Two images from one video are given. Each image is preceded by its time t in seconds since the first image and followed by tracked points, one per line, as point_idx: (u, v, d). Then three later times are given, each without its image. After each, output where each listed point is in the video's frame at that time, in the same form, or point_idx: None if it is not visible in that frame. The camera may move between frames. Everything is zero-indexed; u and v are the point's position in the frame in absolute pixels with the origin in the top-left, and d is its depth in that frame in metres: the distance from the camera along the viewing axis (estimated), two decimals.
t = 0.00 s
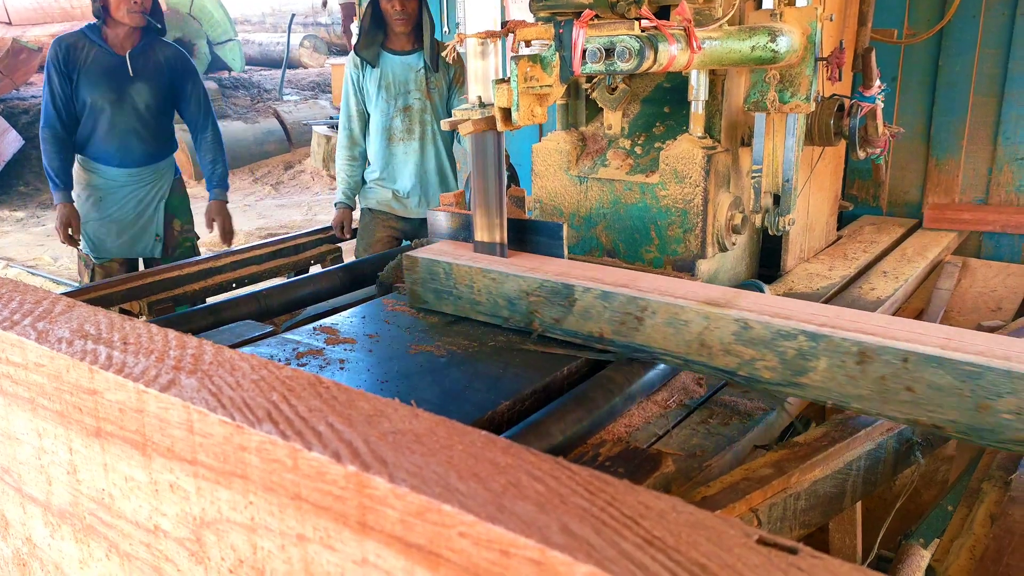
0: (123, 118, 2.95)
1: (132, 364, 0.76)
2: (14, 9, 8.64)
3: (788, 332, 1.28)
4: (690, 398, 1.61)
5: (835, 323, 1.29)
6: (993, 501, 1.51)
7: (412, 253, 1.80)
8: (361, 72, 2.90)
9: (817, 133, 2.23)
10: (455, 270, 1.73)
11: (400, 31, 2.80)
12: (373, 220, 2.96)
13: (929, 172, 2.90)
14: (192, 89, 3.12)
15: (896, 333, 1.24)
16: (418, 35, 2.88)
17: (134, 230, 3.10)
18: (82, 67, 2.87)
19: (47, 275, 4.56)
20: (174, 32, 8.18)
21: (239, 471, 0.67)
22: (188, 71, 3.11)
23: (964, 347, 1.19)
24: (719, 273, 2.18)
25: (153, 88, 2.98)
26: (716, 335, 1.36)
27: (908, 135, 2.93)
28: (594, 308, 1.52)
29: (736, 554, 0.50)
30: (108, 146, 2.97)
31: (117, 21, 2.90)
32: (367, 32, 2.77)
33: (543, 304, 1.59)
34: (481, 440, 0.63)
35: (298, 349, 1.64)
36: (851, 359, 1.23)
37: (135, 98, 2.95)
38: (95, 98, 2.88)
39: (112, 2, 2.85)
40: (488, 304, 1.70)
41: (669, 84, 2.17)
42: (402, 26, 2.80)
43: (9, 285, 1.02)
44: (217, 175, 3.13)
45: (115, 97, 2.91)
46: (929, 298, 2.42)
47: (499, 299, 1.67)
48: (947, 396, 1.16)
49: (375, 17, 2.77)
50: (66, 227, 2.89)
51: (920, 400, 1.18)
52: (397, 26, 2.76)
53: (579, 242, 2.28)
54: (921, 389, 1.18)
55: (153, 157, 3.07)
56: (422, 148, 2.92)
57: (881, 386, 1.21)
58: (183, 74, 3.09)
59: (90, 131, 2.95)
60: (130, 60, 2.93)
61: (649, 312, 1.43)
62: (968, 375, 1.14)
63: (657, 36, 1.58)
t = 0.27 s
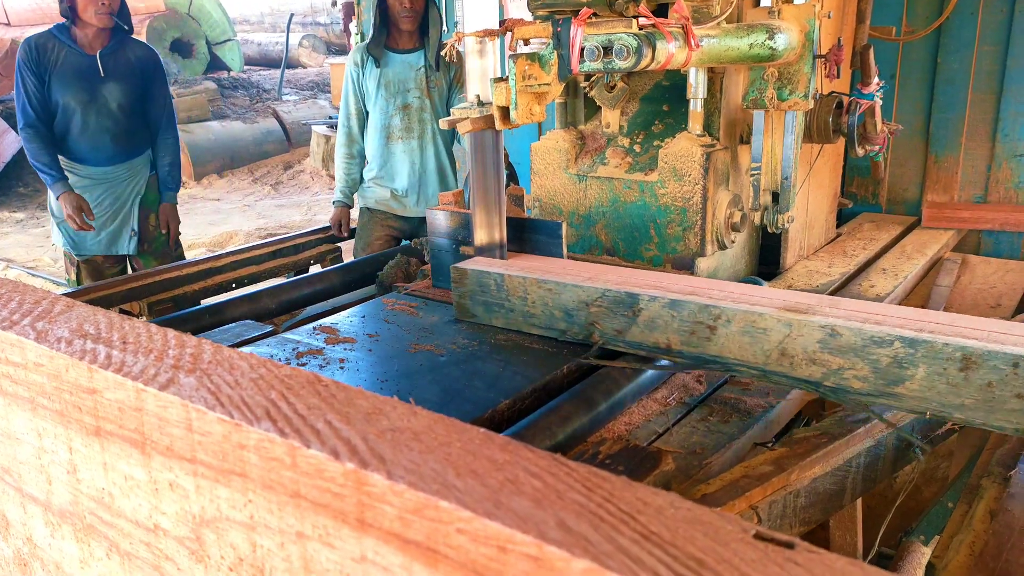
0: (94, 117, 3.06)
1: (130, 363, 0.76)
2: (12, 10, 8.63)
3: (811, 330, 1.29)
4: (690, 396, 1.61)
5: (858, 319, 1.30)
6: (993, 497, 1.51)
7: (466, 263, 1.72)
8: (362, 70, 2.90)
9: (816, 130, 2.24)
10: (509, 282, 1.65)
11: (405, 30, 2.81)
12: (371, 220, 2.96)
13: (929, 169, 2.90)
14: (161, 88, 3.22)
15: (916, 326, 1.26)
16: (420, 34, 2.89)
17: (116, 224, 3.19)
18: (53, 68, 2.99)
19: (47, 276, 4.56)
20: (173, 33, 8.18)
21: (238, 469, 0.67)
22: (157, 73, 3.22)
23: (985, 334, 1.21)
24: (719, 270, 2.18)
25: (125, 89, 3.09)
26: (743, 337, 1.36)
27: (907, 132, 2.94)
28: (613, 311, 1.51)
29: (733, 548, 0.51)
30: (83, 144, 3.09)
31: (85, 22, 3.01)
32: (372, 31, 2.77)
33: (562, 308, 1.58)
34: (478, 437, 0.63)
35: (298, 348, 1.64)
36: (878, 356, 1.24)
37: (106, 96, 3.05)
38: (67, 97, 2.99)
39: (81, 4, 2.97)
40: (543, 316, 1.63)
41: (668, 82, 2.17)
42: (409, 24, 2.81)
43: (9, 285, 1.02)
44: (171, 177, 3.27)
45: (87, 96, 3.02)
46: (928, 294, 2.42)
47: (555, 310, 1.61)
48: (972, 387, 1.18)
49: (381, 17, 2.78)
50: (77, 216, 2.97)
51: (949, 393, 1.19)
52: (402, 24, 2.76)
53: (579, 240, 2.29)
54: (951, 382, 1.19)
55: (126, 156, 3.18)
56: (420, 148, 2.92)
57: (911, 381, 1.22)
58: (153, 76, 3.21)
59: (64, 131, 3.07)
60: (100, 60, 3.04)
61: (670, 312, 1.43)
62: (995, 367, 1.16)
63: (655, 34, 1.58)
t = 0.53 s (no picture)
0: (93, 120, 3.06)
1: (129, 363, 0.76)
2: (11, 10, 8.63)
3: (793, 334, 1.25)
4: (689, 395, 1.62)
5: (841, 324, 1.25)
6: (990, 497, 1.52)
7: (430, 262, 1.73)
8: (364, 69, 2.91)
9: (814, 131, 2.25)
10: (465, 277, 1.68)
11: (407, 30, 2.82)
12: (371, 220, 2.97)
13: (928, 169, 2.90)
14: (163, 94, 3.22)
15: (900, 332, 1.21)
16: (423, 35, 2.89)
17: (105, 223, 3.18)
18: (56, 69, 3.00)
19: (46, 277, 4.56)
20: (173, 33, 8.17)
21: (236, 468, 0.67)
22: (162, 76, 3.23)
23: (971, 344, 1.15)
24: (717, 271, 2.18)
25: (125, 94, 3.09)
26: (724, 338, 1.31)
27: (906, 133, 2.94)
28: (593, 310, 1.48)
29: (728, 547, 0.51)
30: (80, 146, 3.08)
31: (91, 26, 3.02)
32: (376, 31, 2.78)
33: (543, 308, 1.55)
34: (475, 437, 0.63)
35: (297, 349, 1.65)
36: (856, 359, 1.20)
37: (105, 100, 3.06)
38: (68, 99, 3.01)
39: (87, 9, 2.98)
40: (498, 312, 1.65)
41: (667, 83, 2.17)
42: (411, 25, 2.81)
43: (8, 285, 1.02)
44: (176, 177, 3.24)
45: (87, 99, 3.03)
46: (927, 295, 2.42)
47: (509, 307, 1.62)
48: (952, 393, 1.12)
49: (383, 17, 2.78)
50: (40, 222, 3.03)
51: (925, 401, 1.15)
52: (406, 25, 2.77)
53: (578, 241, 2.29)
54: (872, 377, 1.18)
55: (125, 159, 3.17)
56: (421, 148, 2.93)
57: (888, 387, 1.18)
58: (158, 80, 3.21)
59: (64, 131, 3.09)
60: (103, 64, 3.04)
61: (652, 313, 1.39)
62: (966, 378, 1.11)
63: (654, 34, 1.58)
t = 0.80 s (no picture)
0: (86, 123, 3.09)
1: (129, 367, 0.76)
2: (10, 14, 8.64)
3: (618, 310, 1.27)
4: (687, 399, 1.62)
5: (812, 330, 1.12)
6: (988, 500, 1.52)
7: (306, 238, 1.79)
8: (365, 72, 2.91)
9: (812, 135, 2.26)
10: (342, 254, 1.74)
11: (408, 35, 2.82)
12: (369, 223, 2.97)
13: (925, 174, 2.91)
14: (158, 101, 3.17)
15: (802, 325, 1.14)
16: (424, 39, 2.90)
17: (91, 224, 3.17)
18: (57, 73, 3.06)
19: (45, 280, 4.56)
20: (172, 37, 8.14)
21: (235, 472, 0.67)
22: (161, 78, 3.19)
23: (955, 357, 1.01)
24: (716, 274, 2.18)
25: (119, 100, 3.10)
26: (600, 321, 1.28)
27: (903, 138, 2.95)
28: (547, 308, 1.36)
29: (725, 550, 0.51)
30: (75, 148, 3.12)
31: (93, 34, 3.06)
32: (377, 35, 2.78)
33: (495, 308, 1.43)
34: (474, 441, 0.64)
35: (295, 353, 1.65)
36: (829, 364, 1.06)
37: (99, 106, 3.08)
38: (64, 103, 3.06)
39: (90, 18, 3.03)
40: (372, 285, 1.71)
41: (665, 87, 2.18)
42: (411, 29, 2.82)
43: (6, 290, 1.02)
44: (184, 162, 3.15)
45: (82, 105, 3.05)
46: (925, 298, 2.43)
47: (380, 281, 1.68)
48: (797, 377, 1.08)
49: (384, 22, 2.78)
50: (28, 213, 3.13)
51: (905, 415, 1.01)
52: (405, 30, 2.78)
53: (576, 245, 2.30)
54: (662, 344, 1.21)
55: (121, 162, 3.18)
56: (421, 153, 2.93)
57: (865, 399, 1.04)
58: (156, 86, 3.18)
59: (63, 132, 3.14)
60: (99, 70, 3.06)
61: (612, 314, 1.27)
62: (946, 389, 0.97)
63: (652, 39, 1.59)
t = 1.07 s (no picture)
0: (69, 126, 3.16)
1: (134, 366, 0.77)
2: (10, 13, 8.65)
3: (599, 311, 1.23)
4: (689, 400, 1.62)
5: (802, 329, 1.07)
6: (991, 501, 1.52)
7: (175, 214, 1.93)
8: (365, 74, 2.92)
9: (814, 137, 2.26)
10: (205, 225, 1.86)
11: (408, 36, 2.83)
12: (368, 224, 2.96)
13: (927, 175, 2.91)
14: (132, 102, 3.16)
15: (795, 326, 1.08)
16: (424, 40, 2.90)
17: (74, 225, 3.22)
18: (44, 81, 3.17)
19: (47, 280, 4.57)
20: (174, 38, 8.12)
21: (240, 471, 0.68)
22: (137, 73, 3.20)
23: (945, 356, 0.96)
24: (718, 275, 2.19)
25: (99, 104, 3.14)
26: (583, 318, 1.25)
27: (905, 139, 2.95)
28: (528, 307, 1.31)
29: (727, 549, 0.51)
30: (64, 151, 3.21)
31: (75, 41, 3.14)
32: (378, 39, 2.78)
33: (474, 306, 1.38)
34: (477, 440, 0.64)
35: (297, 353, 1.65)
36: (816, 365, 1.01)
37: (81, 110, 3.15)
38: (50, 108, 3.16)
39: (70, 26, 3.10)
40: (230, 254, 1.81)
41: (667, 88, 2.19)
42: (411, 31, 2.82)
43: (11, 290, 1.03)
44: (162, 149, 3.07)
45: (65, 108, 3.14)
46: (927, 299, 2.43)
47: (233, 249, 1.81)
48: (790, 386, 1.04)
49: (384, 25, 2.79)
50: (23, 212, 3.33)
51: (899, 414, 0.96)
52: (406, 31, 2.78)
53: (578, 246, 2.30)
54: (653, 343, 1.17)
55: (107, 162, 3.23)
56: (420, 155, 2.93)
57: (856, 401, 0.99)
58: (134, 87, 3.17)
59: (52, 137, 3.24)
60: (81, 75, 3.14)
61: (595, 313, 1.23)
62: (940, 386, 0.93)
63: (654, 40, 1.59)
